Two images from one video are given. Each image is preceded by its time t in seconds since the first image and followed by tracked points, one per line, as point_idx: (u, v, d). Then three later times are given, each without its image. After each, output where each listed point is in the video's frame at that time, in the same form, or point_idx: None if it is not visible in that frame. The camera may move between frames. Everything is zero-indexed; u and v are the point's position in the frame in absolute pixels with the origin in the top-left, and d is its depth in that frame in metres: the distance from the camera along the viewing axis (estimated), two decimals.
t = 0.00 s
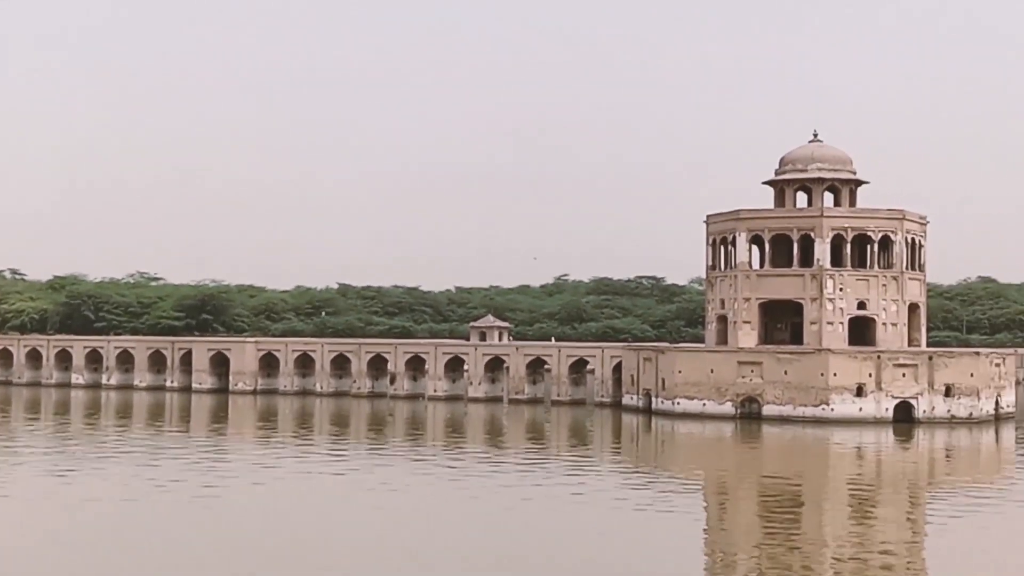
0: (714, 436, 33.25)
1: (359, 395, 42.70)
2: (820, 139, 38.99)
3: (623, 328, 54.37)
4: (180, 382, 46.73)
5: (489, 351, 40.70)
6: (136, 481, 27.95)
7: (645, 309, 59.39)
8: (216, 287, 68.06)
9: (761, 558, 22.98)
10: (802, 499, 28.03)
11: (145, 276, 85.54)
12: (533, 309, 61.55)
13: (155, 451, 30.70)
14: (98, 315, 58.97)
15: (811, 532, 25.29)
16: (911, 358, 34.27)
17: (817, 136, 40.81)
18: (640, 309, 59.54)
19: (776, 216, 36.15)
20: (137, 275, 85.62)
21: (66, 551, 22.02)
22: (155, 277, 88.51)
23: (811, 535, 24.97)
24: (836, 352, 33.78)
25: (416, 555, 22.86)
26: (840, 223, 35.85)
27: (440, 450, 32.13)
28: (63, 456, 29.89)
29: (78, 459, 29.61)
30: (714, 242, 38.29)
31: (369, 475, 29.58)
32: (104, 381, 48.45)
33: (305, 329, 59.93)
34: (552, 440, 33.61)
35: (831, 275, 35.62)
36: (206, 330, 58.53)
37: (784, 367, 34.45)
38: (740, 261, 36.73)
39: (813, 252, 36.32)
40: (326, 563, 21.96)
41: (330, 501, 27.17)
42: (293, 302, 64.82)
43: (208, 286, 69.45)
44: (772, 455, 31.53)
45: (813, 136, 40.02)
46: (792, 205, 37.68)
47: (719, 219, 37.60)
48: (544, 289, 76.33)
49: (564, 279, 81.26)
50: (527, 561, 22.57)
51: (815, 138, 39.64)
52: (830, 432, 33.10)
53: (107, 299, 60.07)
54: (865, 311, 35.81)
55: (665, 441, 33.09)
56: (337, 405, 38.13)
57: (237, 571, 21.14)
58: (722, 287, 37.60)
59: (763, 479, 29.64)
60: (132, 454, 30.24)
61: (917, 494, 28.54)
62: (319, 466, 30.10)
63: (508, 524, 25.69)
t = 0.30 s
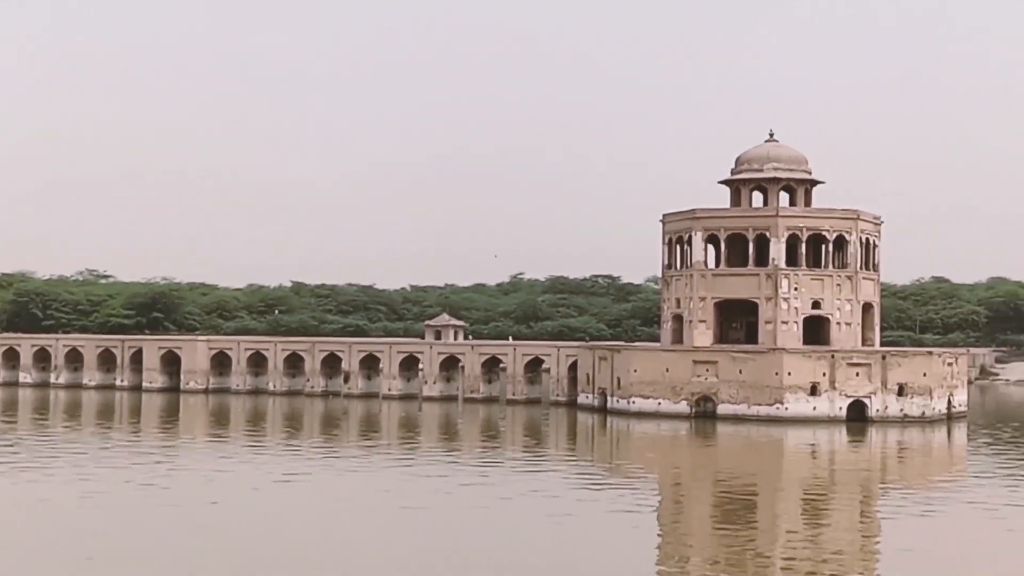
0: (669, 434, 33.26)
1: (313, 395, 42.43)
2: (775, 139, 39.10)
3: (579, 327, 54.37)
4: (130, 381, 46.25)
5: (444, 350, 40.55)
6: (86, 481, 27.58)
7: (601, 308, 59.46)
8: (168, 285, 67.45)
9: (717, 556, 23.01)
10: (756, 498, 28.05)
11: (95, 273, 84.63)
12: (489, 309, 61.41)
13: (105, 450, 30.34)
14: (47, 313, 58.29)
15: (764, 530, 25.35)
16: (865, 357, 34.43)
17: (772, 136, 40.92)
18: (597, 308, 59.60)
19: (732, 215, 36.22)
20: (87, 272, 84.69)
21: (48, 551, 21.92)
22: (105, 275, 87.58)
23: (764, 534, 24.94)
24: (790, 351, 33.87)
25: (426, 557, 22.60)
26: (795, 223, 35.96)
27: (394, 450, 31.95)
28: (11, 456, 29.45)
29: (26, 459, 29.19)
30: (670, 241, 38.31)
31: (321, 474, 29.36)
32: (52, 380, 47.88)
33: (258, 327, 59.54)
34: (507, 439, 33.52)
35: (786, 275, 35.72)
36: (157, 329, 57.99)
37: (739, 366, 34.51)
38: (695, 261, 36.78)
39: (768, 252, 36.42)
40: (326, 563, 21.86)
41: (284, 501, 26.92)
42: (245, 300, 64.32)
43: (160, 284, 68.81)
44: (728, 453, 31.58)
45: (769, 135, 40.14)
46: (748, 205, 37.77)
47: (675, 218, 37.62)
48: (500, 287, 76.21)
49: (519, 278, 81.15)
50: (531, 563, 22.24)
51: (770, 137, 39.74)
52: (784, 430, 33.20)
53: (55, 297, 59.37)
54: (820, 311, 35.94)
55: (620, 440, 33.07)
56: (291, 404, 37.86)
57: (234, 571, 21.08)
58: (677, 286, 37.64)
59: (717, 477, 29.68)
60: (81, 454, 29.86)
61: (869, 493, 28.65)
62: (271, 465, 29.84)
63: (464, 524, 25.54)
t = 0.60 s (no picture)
0: (626, 434, 33.30)
1: (268, 394, 42.13)
2: (733, 139, 39.22)
3: (536, 327, 54.33)
4: (83, 381, 45.76)
5: (402, 349, 40.39)
6: (39, 482, 27.25)
7: (558, 308, 59.50)
8: (121, 284, 66.84)
9: (672, 555, 23.04)
10: (712, 497, 28.11)
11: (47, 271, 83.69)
12: (446, 308, 61.25)
13: (57, 451, 29.98)
14: None
15: (720, 529, 25.40)
16: (820, 357, 34.62)
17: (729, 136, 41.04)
18: (554, 308, 59.63)
19: (689, 216, 36.31)
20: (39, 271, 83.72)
21: (44, 551, 21.90)
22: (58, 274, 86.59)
23: (720, 534, 24.98)
24: (747, 351, 34.00)
25: (432, 558, 22.46)
26: (752, 223, 36.10)
27: (350, 450, 31.79)
28: None
29: None
30: (627, 241, 38.34)
31: (277, 475, 29.15)
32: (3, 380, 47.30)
33: (213, 327, 59.07)
34: (464, 439, 33.43)
35: (743, 275, 35.85)
36: (110, 328, 57.45)
37: (696, 366, 34.58)
38: (653, 261, 36.83)
39: (726, 252, 36.52)
40: (327, 563, 21.83)
41: (244, 502, 26.71)
42: (200, 299, 63.81)
43: (113, 283, 68.14)
44: (685, 453, 31.66)
45: (726, 136, 40.28)
46: (706, 205, 37.87)
47: (633, 218, 37.66)
48: (458, 287, 76.04)
49: (477, 278, 80.96)
50: (531, 563, 22.12)
51: (728, 138, 39.85)
52: (741, 430, 33.32)
53: (6, 296, 58.70)
54: (776, 311, 36.11)
55: (577, 440, 33.06)
56: (247, 404, 37.58)
57: (232, 572, 21.09)
58: (635, 286, 37.69)
59: (673, 477, 29.73)
60: (33, 455, 29.49)
61: (824, 493, 28.79)
62: (226, 466, 29.59)
63: (424, 523, 25.43)
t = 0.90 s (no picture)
0: (584, 434, 33.42)
1: (225, 395, 41.95)
2: (690, 140, 39.44)
3: (495, 328, 54.42)
4: (37, 381, 45.36)
5: (359, 350, 40.34)
6: None
7: (517, 308, 59.59)
8: (76, 283, 66.36)
9: (628, 555, 23.18)
10: (668, 497, 28.27)
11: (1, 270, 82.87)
12: (405, 308, 61.19)
13: (11, 452, 29.73)
14: None
15: (677, 528, 25.58)
16: (776, 357, 34.88)
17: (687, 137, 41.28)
18: (513, 308, 59.73)
19: (647, 216, 36.49)
20: None
21: (43, 551, 21.93)
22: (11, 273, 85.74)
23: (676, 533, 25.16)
24: (704, 351, 34.21)
25: (435, 559, 22.51)
26: (709, 224, 36.33)
27: (308, 450, 31.73)
28: None
29: None
30: (585, 242, 38.46)
31: (234, 475, 29.04)
32: None
33: (170, 327, 58.72)
34: (422, 439, 33.45)
35: (700, 276, 36.06)
36: (65, 328, 56.97)
37: (653, 366, 34.75)
38: (611, 261, 36.98)
39: (683, 253, 36.74)
40: (326, 563, 21.92)
41: (204, 503, 26.60)
42: (157, 299, 63.39)
43: (69, 283, 67.51)
44: (642, 453, 31.82)
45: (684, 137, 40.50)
46: (663, 206, 38.07)
47: (591, 219, 37.80)
48: (417, 287, 75.96)
49: (436, 278, 80.90)
50: (530, 563, 22.20)
51: (685, 139, 40.09)
52: (698, 430, 33.52)
53: None
54: (733, 311, 36.35)
55: (535, 440, 33.15)
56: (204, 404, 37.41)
57: (233, 572, 21.18)
58: (593, 286, 37.83)
59: (631, 476, 29.89)
60: None
61: (780, 492, 29.04)
62: (182, 466, 29.45)
63: (388, 523, 25.45)
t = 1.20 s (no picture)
0: (538, 434, 33.73)
1: (181, 395, 41.91)
2: (644, 142, 39.86)
3: (450, 328, 54.68)
4: None
5: (315, 350, 40.47)
6: None
7: (472, 309, 59.86)
8: (30, 283, 65.95)
9: (579, 553, 23.51)
10: (621, 495, 28.63)
11: None
12: (361, 308, 61.29)
13: None
14: None
15: (629, 527, 25.95)
16: (728, 357, 35.36)
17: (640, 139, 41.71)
18: (468, 309, 60.01)
19: (601, 217, 36.86)
20: None
21: (42, 551, 22.27)
22: None
23: (629, 531, 25.51)
24: (656, 351, 34.62)
25: (432, 559, 22.72)
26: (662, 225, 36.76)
27: (264, 450, 31.85)
28: None
29: None
30: (540, 242, 38.78)
31: (190, 475, 29.12)
32: None
33: (125, 327, 58.47)
34: (377, 438, 33.67)
35: (653, 276, 36.48)
36: (19, 328, 56.62)
37: (607, 366, 35.12)
38: (565, 262, 37.33)
39: (636, 253, 37.15)
40: (324, 563, 22.17)
41: (164, 503, 26.70)
42: (112, 299, 63.09)
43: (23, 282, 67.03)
44: (595, 452, 32.20)
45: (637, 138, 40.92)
46: (617, 207, 38.47)
47: (545, 220, 38.13)
48: (373, 287, 76.03)
49: (392, 278, 80.98)
50: (523, 563, 22.49)
51: (638, 140, 40.50)
52: (650, 429, 33.95)
53: None
54: (685, 311, 36.82)
55: (490, 439, 33.44)
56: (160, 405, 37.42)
57: (233, 571, 21.40)
58: (547, 286, 38.16)
59: (584, 475, 30.24)
60: None
61: (731, 490, 29.50)
62: (139, 467, 29.49)
63: (351, 523, 25.68)
